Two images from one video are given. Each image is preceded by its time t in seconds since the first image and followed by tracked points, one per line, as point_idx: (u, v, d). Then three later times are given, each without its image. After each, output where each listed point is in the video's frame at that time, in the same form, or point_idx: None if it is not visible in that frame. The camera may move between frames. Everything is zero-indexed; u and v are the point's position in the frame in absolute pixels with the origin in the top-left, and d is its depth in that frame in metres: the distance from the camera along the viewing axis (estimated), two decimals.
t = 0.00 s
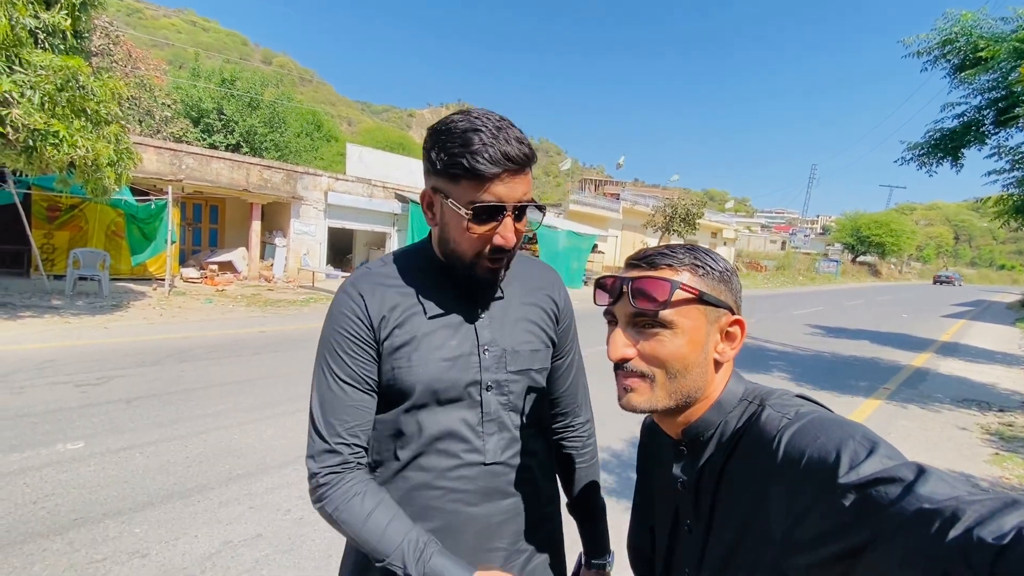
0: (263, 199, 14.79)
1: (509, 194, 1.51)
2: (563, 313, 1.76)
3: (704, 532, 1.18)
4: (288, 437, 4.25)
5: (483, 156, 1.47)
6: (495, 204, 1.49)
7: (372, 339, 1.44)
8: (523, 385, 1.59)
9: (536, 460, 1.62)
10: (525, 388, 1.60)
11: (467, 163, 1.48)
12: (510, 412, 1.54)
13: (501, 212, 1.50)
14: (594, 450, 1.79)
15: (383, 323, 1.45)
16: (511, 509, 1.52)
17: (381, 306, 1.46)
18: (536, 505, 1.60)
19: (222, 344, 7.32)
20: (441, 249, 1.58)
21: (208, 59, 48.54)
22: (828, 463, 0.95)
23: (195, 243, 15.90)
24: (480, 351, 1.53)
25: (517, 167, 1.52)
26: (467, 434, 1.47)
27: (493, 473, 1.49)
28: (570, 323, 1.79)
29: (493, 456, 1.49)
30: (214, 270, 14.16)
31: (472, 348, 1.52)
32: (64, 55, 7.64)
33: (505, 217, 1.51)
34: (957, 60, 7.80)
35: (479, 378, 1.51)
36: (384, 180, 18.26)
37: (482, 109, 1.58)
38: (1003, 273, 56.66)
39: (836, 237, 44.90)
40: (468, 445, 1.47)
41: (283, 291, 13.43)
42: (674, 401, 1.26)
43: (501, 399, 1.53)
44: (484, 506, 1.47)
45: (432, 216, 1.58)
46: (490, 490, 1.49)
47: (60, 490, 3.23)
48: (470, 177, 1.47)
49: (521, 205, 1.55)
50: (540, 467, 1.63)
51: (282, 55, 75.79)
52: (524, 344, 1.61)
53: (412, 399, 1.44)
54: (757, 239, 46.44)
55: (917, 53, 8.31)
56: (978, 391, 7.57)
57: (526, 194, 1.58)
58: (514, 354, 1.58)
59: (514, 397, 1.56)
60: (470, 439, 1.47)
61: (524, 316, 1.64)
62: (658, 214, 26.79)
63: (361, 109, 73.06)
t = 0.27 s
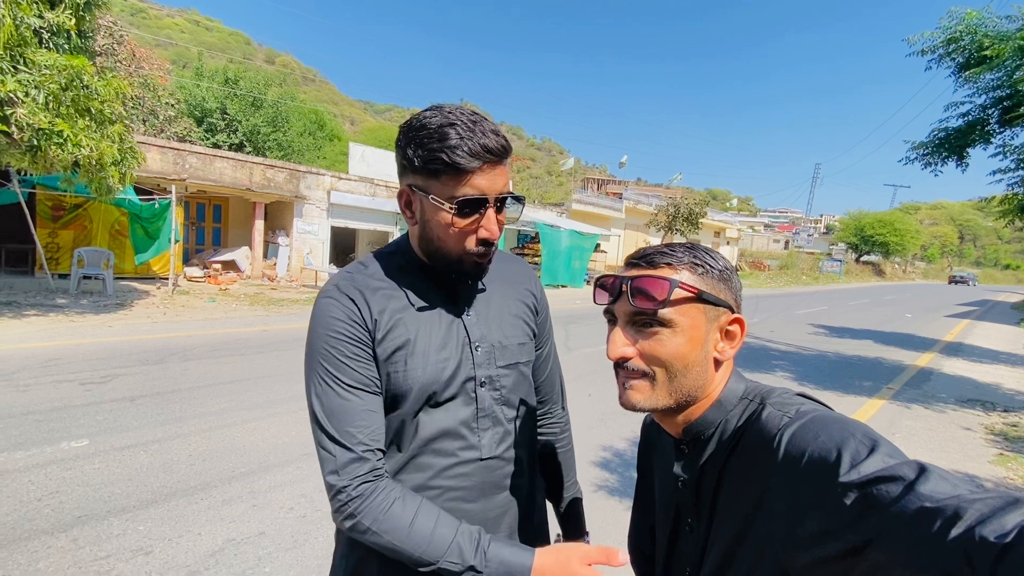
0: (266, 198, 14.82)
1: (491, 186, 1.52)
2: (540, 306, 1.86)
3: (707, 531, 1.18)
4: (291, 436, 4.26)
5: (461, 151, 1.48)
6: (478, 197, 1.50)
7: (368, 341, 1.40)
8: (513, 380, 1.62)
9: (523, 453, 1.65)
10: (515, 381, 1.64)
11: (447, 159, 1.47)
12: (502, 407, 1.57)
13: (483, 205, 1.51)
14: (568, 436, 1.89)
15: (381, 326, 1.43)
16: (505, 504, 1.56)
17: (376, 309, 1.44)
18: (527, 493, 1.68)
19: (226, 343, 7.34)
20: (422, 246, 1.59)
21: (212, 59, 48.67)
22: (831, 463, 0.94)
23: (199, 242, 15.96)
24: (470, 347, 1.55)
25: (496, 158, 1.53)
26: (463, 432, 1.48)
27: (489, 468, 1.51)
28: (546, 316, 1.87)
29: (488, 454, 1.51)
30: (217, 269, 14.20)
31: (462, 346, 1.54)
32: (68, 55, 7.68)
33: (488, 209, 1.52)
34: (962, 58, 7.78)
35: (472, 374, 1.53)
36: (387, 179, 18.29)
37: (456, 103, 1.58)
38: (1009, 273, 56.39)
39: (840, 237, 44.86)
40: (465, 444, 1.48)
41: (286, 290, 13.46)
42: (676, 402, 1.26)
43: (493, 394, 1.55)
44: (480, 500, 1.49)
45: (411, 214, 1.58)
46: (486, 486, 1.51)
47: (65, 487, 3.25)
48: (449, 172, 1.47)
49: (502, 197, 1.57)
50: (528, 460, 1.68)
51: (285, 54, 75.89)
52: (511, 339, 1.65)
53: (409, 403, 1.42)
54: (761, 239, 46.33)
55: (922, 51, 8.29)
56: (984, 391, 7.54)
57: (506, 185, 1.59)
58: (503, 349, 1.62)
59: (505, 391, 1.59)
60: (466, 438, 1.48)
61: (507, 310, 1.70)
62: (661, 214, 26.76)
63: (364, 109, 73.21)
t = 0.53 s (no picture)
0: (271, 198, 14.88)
1: (497, 182, 1.53)
2: (540, 306, 1.89)
3: (727, 538, 1.20)
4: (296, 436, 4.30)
5: (466, 145, 1.49)
6: (485, 194, 1.52)
7: (365, 346, 1.41)
8: (516, 381, 1.65)
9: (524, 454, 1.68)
10: (519, 384, 1.67)
11: (452, 153, 1.49)
12: (507, 410, 1.60)
13: (489, 202, 1.52)
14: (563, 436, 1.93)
15: (376, 330, 1.44)
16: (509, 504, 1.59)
17: (371, 313, 1.45)
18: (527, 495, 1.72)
19: (231, 342, 7.39)
20: (423, 242, 1.59)
21: (217, 58, 48.90)
22: (868, 474, 0.96)
23: (204, 241, 16.05)
24: (475, 350, 1.57)
25: (503, 154, 1.55)
26: (470, 436, 1.50)
27: (495, 470, 1.54)
28: (545, 318, 1.91)
29: (492, 457, 1.53)
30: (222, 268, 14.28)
31: (466, 348, 1.56)
32: (77, 56, 7.74)
33: (493, 206, 1.53)
34: (973, 55, 7.73)
35: (478, 378, 1.55)
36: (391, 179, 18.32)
37: (463, 98, 1.59)
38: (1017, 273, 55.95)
39: (846, 237, 44.68)
40: (470, 448, 1.50)
41: (291, 289, 13.52)
42: (695, 403, 1.28)
43: (498, 397, 1.58)
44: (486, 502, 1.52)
45: (411, 211, 1.59)
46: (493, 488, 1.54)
47: (71, 486, 3.30)
48: (454, 168, 1.49)
49: (508, 194, 1.59)
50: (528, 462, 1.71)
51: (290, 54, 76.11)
52: (514, 341, 1.68)
53: (409, 407, 1.44)
54: (766, 238, 46.16)
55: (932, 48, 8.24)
56: (992, 393, 7.50)
57: (513, 182, 1.61)
58: (507, 351, 1.65)
59: (510, 393, 1.62)
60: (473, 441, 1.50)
61: (509, 313, 1.72)
62: (666, 213, 26.71)
63: (368, 108, 73.37)
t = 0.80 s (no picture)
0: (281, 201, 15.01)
1: (507, 188, 1.55)
2: (547, 312, 1.89)
3: (734, 545, 1.20)
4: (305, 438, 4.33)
5: (478, 150, 1.51)
6: (495, 198, 1.53)
7: (372, 352, 1.43)
8: (522, 387, 1.67)
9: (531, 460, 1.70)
10: (525, 390, 1.68)
11: (464, 158, 1.50)
12: (514, 415, 1.61)
13: (499, 208, 1.54)
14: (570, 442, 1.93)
15: (384, 336, 1.45)
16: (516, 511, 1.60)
17: (379, 319, 1.47)
18: (534, 500, 1.73)
19: (241, 344, 7.46)
20: (434, 250, 1.60)
21: (227, 64, 49.42)
22: (870, 481, 0.96)
23: (215, 245, 16.21)
24: (480, 356, 1.59)
25: (513, 160, 1.57)
26: (477, 442, 1.51)
27: (501, 475, 1.56)
28: (553, 323, 1.91)
29: (499, 462, 1.55)
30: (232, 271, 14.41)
31: (473, 355, 1.58)
32: (91, 63, 7.87)
33: (503, 211, 1.55)
34: (985, 55, 7.66)
35: (483, 383, 1.56)
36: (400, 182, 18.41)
37: (474, 107, 1.62)
38: None
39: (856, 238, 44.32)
40: (478, 454, 1.51)
41: (301, 292, 13.61)
42: (700, 410, 1.29)
43: (504, 403, 1.59)
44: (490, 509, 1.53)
45: (423, 215, 1.60)
46: (499, 494, 1.55)
47: (85, 487, 3.35)
48: (467, 172, 1.50)
49: (518, 200, 1.60)
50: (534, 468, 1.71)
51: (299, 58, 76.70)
52: (520, 347, 1.70)
53: (417, 413, 1.45)
54: (775, 240, 45.85)
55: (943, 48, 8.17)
56: (1007, 397, 7.40)
57: (520, 187, 1.62)
58: (512, 357, 1.66)
59: (515, 399, 1.63)
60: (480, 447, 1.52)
61: (515, 319, 1.73)
62: (674, 215, 26.63)
63: (377, 112, 73.80)
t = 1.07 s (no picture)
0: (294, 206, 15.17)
1: (502, 154, 1.63)
2: (557, 310, 1.92)
3: (737, 535, 1.21)
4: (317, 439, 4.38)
5: (475, 120, 1.62)
6: (489, 161, 1.61)
7: (383, 345, 1.46)
8: (531, 382, 1.69)
9: (541, 456, 1.72)
10: (534, 385, 1.71)
11: (461, 126, 1.61)
12: (522, 410, 1.64)
13: (494, 168, 1.61)
14: (583, 440, 1.95)
15: (394, 330, 1.48)
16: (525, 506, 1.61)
17: (390, 313, 1.50)
18: (544, 496, 1.74)
19: (254, 347, 7.56)
20: (441, 236, 1.65)
21: (241, 71, 50.10)
22: (870, 467, 0.98)
23: (228, 249, 16.42)
24: (489, 351, 1.61)
25: (509, 132, 1.67)
26: (485, 435, 1.54)
27: (510, 470, 1.58)
28: (564, 322, 1.94)
29: (508, 455, 1.57)
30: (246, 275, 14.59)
31: (482, 349, 1.61)
32: (108, 71, 8.04)
33: (499, 172, 1.62)
34: (1001, 53, 7.57)
35: (492, 378, 1.59)
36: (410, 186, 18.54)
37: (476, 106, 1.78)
38: None
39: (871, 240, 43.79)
40: (486, 447, 1.54)
41: (313, 296, 13.74)
42: (702, 403, 1.30)
43: (512, 397, 1.62)
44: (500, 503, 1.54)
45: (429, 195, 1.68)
46: (508, 488, 1.57)
47: (103, 486, 3.42)
48: (463, 138, 1.60)
49: (514, 167, 1.67)
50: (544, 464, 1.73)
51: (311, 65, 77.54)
52: (531, 343, 1.72)
53: (426, 406, 1.48)
54: (788, 242, 45.43)
55: (958, 46, 8.09)
56: None
57: (518, 160, 1.70)
58: (522, 352, 1.69)
59: (524, 394, 1.66)
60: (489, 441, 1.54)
61: (527, 316, 1.76)
62: (685, 217, 26.51)
63: (387, 118, 74.37)
